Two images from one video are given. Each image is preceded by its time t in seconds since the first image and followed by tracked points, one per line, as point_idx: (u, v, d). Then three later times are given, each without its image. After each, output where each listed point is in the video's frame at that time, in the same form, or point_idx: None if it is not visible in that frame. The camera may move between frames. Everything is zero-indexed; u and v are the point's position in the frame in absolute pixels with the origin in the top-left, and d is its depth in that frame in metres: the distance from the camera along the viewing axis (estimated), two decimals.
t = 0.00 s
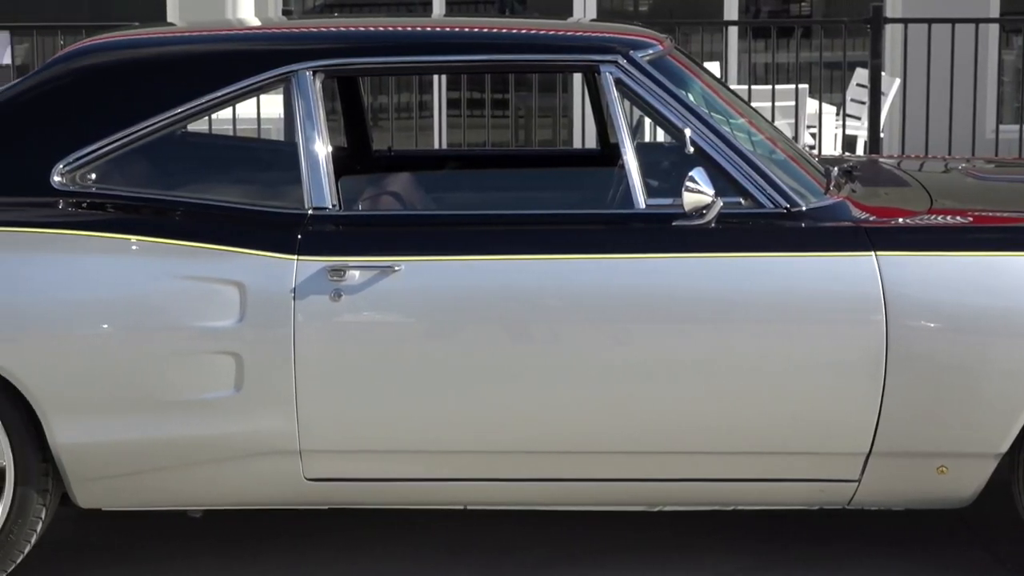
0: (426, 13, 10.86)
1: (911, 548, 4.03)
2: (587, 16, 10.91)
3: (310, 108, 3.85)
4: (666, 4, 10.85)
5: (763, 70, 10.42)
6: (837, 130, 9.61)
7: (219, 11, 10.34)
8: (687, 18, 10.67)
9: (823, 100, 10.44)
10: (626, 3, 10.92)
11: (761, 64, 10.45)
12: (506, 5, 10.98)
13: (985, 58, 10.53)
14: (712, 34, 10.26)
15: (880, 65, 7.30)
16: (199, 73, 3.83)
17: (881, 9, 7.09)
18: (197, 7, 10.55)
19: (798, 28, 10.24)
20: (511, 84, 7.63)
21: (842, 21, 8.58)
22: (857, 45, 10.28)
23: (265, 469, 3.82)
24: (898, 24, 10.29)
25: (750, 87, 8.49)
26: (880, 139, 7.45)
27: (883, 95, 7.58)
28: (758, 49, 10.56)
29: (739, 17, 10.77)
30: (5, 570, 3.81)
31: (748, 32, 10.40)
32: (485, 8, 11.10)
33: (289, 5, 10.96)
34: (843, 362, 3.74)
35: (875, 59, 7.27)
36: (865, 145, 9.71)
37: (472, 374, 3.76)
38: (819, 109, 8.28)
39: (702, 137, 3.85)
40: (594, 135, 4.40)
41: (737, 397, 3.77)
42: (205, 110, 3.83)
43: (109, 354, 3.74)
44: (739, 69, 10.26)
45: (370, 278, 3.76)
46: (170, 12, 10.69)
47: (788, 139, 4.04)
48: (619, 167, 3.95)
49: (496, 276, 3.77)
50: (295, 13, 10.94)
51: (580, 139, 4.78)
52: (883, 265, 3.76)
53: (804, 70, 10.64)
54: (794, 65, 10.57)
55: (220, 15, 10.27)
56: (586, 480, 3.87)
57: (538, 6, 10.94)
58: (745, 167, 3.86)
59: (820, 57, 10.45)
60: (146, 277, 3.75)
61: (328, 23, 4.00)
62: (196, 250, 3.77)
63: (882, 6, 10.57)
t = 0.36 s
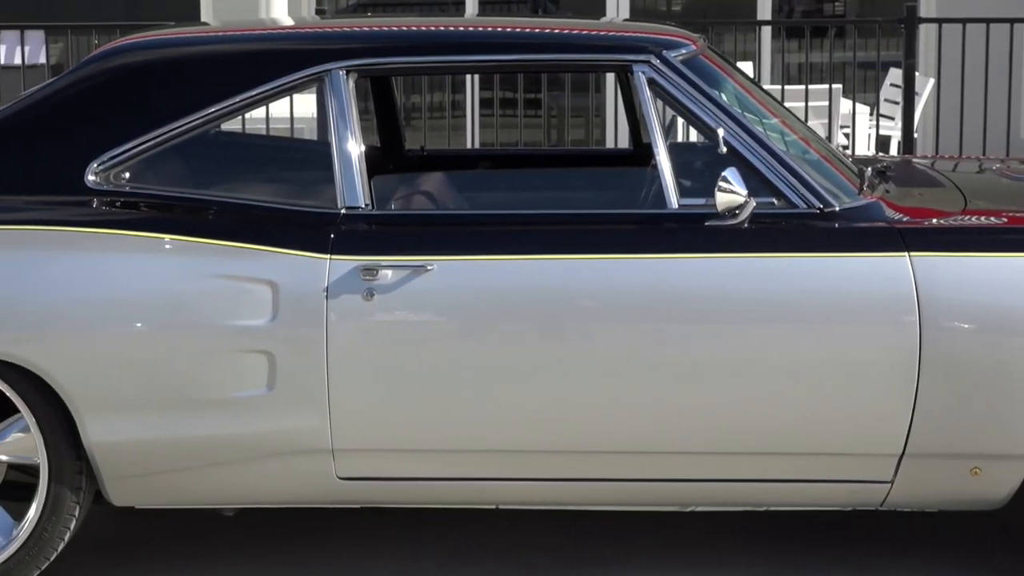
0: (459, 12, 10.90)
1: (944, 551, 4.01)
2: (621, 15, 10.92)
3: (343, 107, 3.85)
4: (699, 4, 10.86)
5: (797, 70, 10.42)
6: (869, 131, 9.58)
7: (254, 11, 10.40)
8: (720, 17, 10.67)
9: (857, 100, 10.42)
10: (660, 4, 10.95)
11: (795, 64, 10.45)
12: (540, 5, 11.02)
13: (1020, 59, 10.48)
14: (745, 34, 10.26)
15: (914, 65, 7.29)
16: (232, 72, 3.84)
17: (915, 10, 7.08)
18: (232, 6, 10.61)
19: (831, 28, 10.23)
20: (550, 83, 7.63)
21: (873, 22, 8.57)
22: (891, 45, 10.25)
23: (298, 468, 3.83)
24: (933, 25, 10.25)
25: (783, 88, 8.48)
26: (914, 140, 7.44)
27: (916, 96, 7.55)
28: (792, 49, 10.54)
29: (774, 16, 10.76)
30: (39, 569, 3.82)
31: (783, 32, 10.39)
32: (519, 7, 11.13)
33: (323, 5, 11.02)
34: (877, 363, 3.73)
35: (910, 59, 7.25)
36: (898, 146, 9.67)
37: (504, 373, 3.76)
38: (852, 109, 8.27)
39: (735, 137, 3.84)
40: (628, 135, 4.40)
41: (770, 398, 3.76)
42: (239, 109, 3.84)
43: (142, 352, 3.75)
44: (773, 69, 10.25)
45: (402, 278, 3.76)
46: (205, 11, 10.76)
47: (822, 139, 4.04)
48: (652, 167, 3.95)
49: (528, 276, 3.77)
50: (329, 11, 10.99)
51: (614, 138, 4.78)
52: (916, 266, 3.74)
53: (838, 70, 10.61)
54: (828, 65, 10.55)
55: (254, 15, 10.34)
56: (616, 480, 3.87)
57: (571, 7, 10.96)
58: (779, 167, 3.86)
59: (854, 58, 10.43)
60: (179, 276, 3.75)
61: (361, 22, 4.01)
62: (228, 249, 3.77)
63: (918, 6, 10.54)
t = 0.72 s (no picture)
0: (490, 12, 10.93)
1: (976, 553, 4.00)
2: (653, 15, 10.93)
3: (375, 107, 3.85)
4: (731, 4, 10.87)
5: (829, 70, 10.42)
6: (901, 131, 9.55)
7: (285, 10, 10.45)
8: (751, 17, 10.67)
9: (889, 100, 10.39)
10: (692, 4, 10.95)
11: (827, 64, 10.43)
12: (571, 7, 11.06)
13: None
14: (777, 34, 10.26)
15: (948, 66, 7.27)
16: (263, 71, 3.85)
17: (948, 10, 7.07)
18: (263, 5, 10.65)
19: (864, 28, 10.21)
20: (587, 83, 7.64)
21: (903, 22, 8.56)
22: (924, 45, 10.22)
23: (328, 468, 3.83)
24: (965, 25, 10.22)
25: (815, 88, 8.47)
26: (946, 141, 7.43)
27: (949, 96, 7.54)
28: (824, 49, 10.53)
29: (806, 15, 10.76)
30: (72, 567, 3.82)
31: (816, 32, 10.39)
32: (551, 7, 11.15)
33: (354, 6, 11.05)
34: (909, 363, 3.72)
35: (943, 59, 7.24)
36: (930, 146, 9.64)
37: (535, 373, 3.76)
38: (885, 109, 8.25)
39: (768, 137, 3.83)
40: (659, 136, 4.40)
41: (801, 398, 3.76)
42: (270, 109, 3.84)
43: (173, 351, 3.75)
44: (804, 69, 10.25)
45: (433, 277, 3.76)
46: (237, 11, 10.82)
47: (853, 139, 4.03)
48: (683, 167, 3.95)
49: (559, 275, 3.77)
50: (360, 11, 11.03)
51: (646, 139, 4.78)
52: (949, 267, 3.73)
53: (870, 70, 10.59)
54: (860, 65, 10.53)
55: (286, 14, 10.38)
56: (647, 481, 3.86)
57: (603, 7, 10.97)
58: (811, 167, 3.85)
59: (887, 58, 10.41)
60: (210, 275, 3.76)
61: (392, 22, 4.01)
62: (259, 248, 3.78)
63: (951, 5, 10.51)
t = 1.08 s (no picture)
0: (522, 11, 10.95)
1: (1009, 555, 3.98)
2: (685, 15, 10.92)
3: (406, 107, 3.85)
4: (763, 4, 10.86)
5: (861, 69, 10.39)
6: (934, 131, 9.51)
7: (316, 11, 10.48)
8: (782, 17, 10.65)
9: (922, 100, 10.35)
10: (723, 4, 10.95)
11: (859, 64, 10.41)
12: (603, 7, 11.08)
13: None
14: (809, 34, 10.24)
15: (980, 66, 7.25)
16: (295, 71, 3.85)
17: (980, 10, 7.06)
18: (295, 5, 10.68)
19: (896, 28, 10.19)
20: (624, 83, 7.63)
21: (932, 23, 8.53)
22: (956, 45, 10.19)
23: (359, 466, 3.83)
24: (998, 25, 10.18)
25: (847, 88, 8.45)
26: (978, 141, 7.41)
27: (981, 97, 7.51)
28: (857, 49, 10.51)
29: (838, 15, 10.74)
30: (103, 565, 3.83)
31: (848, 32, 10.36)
32: (582, 8, 11.15)
33: (385, 6, 11.09)
34: (941, 364, 3.71)
35: (976, 59, 7.22)
36: (963, 146, 9.60)
37: (566, 373, 3.76)
38: (918, 109, 8.22)
39: (799, 138, 3.82)
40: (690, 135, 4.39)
41: (832, 399, 3.75)
42: (302, 109, 3.84)
43: (205, 350, 3.76)
44: (836, 69, 10.23)
45: (464, 276, 3.76)
46: (269, 10, 10.87)
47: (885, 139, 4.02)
48: (715, 167, 3.94)
49: (590, 275, 3.76)
50: (391, 10, 11.06)
51: (677, 138, 4.78)
52: (982, 268, 3.72)
53: (902, 70, 10.56)
54: (892, 65, 10.51)
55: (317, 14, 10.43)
56: (677, 481, 3.86)
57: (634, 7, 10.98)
58: (842, 168, 3.84)
59: (919, 58, 10.38)
60: (242, 274, 3.76)
61: (424, 22, 4.01)
62: (291, 248, 3.78)
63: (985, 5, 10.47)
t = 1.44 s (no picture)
0: (551, 10, 10.98)
1: None
2: (713, 15, 10.91)
3: (435, 107, 3.85)
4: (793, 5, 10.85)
5: (890, 69, 10.36)
6: (963, 131, 9.47)
7: (344, 11, 10.51)
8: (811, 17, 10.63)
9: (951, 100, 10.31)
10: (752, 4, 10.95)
11: (888, 64, 10.38)
12: (632, 7, 11.11)
13: None
14: (839, 33, 10.22)
15: (1010, 65, 7.22)
16: (323, 71, 3.85)
17: (1011, 9, 7.03)
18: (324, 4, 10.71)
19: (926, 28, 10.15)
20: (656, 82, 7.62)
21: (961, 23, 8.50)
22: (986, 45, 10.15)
23: (388, 465, 3.84)
24: None
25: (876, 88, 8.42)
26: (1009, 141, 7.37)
27: (1011, 96, 7.47)
28: (886, 49, 10.47)
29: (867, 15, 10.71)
30: (132, 563, 3.85)
31: (878, 32, 10.33)
32: (610, 8, 11.15)
33: (414, 5, 11.11)
34: (971, 365, 3.70)
35: (1006, 59, 7.19)
36: (993, 146, 9.55)
37: (595, 373, 3.75)
38: (948, 109, 8.18)
39: (829, 138, 3.81)
40: (719, 135, 4.38)
41: (861, 399, 3.74)
42: (331, 108, 3.84)
43: (234, 349, 3.76)
44: (866, 69, 10.20)
45: (493, 276, 3.76)
46: (298, 10, 10.90)
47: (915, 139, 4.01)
48: (743, 167, 3.94)
49: (618, 275, 3.76)
50: (421, 9, 11.06)
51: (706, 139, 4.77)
52: (1012, 268, 3.70)
53: (931, 70, 10.52)
54: (921, 65, 10.47)
55: (346, 13, 10.46)
56: (705, 482, 3.85)
57: (662, 7, 10.97)
58: (872, 168, 3.83)
59: (949, 57, 10.34)
60: (271, 273, 3.77)
61: (453, 21, 4.02)
62: (319, 247, 3.79)
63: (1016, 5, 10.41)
